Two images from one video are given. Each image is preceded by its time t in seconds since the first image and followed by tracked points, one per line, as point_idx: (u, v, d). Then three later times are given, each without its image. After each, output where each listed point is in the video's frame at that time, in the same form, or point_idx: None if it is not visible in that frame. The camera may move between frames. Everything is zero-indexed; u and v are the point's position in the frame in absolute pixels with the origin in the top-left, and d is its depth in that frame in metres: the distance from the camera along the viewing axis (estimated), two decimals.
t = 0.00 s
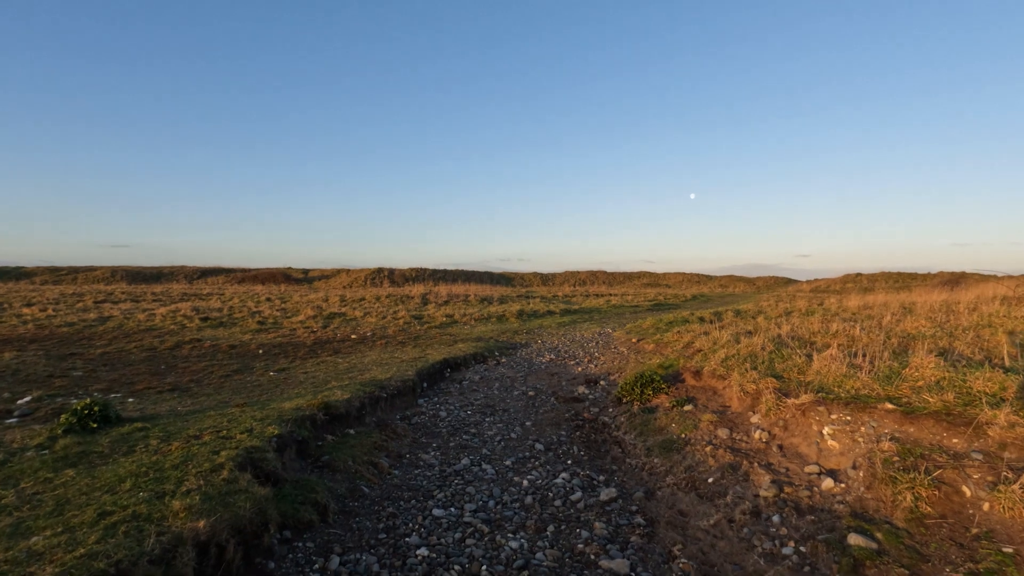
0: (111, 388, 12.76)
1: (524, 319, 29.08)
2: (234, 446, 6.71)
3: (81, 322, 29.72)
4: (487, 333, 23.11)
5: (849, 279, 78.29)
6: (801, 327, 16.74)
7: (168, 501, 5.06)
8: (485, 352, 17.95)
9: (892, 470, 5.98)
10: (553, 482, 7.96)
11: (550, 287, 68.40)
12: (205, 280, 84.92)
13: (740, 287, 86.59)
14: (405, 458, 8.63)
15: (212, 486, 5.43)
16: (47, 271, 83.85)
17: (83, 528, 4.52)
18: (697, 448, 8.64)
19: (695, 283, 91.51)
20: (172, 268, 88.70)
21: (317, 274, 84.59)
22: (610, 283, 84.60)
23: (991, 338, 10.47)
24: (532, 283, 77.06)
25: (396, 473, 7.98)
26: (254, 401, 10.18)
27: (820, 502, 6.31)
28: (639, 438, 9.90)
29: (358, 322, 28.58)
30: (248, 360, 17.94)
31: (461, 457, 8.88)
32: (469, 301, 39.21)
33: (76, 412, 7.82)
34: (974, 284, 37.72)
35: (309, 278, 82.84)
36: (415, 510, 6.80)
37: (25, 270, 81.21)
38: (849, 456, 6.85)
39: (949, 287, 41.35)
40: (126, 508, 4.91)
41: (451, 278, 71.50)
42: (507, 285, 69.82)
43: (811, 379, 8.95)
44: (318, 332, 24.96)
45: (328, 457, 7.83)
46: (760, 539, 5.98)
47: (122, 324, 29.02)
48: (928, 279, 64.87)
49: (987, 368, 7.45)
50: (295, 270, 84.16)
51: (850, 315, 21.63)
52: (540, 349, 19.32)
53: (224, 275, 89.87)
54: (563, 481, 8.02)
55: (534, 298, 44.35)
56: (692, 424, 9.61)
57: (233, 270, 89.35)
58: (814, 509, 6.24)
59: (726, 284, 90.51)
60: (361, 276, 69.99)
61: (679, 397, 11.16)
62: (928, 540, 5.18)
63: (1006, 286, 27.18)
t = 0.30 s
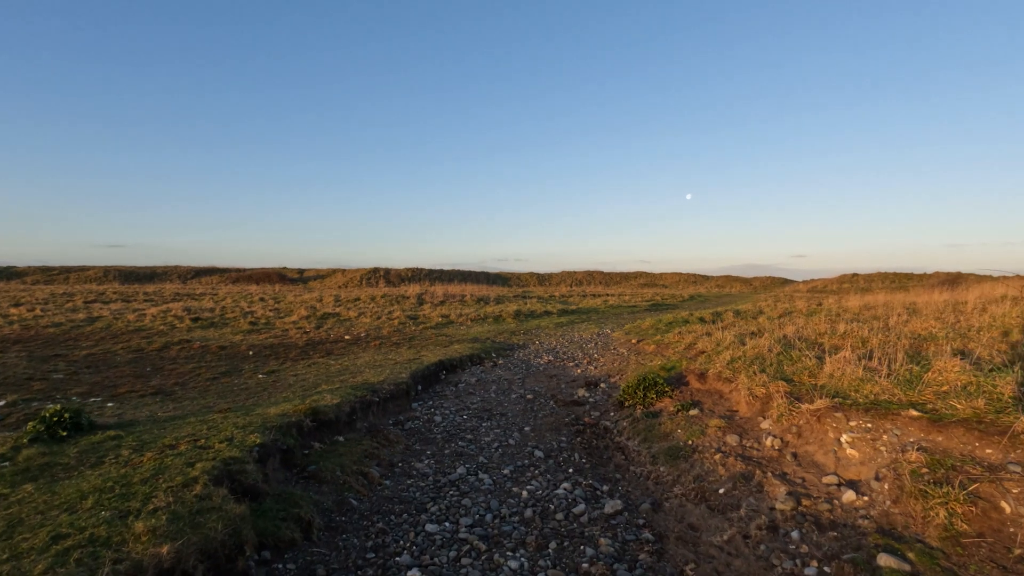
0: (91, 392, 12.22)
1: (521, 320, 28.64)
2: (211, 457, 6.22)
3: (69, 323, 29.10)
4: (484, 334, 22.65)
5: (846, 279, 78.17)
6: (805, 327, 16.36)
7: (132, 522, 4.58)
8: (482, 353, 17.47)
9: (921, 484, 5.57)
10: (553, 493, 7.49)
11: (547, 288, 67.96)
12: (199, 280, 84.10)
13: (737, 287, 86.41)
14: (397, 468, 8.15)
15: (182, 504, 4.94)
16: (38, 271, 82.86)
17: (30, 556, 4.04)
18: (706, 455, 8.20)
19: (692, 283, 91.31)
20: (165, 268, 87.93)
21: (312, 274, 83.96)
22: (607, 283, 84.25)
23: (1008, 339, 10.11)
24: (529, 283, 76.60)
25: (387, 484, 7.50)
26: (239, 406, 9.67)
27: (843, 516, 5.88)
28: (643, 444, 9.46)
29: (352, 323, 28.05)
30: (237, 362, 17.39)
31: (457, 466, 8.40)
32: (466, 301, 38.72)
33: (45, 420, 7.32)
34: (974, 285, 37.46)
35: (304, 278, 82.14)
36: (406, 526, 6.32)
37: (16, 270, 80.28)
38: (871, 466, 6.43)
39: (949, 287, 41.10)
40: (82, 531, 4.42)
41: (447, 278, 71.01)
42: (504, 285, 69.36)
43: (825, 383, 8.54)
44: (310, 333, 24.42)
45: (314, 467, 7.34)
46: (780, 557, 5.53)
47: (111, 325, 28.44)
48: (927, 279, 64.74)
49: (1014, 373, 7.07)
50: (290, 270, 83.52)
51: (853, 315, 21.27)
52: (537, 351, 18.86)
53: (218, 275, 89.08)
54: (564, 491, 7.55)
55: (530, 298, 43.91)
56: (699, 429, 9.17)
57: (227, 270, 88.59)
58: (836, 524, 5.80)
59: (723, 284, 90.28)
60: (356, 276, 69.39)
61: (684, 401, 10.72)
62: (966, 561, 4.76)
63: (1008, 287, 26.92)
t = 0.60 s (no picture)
0: (62, 396, 11.60)
1: (515, 320, 28.15)
2: (175, 471, 5.68)
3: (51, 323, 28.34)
4: (477, 334, 22.14)
5: (838, 279, 78.25)
6: (806, 328, 15.99)
7: (72, 551, 4.05)
8: (474, 354, 16.94)
9: (953, 500, 5.14)
10: (549, 506, 6.99)
11: (541, 288, 67.49)
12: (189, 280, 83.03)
13: (731, 287, 86.30)
14: (382, 479, 7.61)
15: (134, 529, 4.41)
16: (24, 270, 81.51)
17: None
18: (711, 464, 7.72)
19: (686, 284, 91.13)
20: (154, 268, 86.79)
21: (303, 275, 83.13)
22: (602, 283, 83.90)
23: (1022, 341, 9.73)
24: (523, 283, 76.12)
25: (371, 497, 6.97)
26: (215, 412, 9.10)
27: (865, 534, 5.43)
28: (644, 451, 8.99)
29: (342, 323, 27.47)
30: (220, 363, 16.75)
31: (446, 476, 7.88)
32: (459, 301, 38.19)
33: None
34: (970, 285, 37.34)
35: (295, 278, 81.24)
36: (390, 546, 5.79)
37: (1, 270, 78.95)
38: (891, 477, 6.00)
39: (944, 287, 41.00)
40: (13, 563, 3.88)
41: (441, 278, 70.42)
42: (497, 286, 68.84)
43: (836, 387, 8.12)
44: (299, 334, 23.79)
45: (291, 480, 6.80)
46: None
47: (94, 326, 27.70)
48: (919, 279, 64.88)
49: None
50: (282, 270, 82.64)
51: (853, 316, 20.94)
52: (531, 352, 18.36)
53: (209, 275, 88.02)
54: (561, 504, 7.05)
55: (525, 299, 43.44)
56: (702, 436, 8.69)
57: (218, 270, 87.56)
58: (858, 543, 5.35)
59: (716, 285, 90.12)
60: (349, 276, 68.68)
61: (685, 405, 10.25)
62: None
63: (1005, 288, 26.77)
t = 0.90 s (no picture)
0: (27, 401, 10.91)
1: (507, 318, 27.64)
2: (133, 489, 5.11)
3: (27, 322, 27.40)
4: (469, 333, 21.60)
5: (829, 277, 78.42)
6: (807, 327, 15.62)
7: None
8: (466, 354, 16.39)
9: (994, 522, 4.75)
10: (547, 521, 6.49)
11: (533, 285, 66.99)
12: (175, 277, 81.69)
13: (722, 285, 86.26)
14: (367, 491, 7.06)
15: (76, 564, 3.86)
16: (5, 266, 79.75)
17: None
18: (718, 473, 7.25)
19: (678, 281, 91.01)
20: (140, 265, 85.31)
21: (293, 272, 82.09)
22: (594, 281, 83.57)
23: None
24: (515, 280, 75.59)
25: (353, 513, 6.43)
26: (188, 418, 8.50)
27: (893, 554, 5.00)
28: (645, 458, 8.51)
29: (331, 322, 26.80)
30: (201, 364, 16.08)
31: (435, 487, 7.35)
32: (451, 299, 37.61)
33: None
34: (962, 282, 37.29)
35: (284, 275, 80.18)
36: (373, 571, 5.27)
37: None
38: (917, 490, 5.58)
39: (936, 284, 40.98)
40: None
41: (432, 275, 69.74)
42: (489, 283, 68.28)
43: (849, 390, 7.70)
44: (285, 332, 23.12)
45: (266, 494, 6.24)
46: None
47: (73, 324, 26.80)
48: (910, 276, 65.04)
49: None
50: (270, 267, 81.53)
51: (850, 313, 20.65)
52: (525, 351, 17.86)
53: (196, 272, 86.68)
54: (559, 518, 6.55)
55: (517, 296, 42.94)
56: (707, 441, 8.23)
57: (205, 267, 86.24)
58: (886, 564, 4.92)
59: (708, 282, 90.13)
60: (339, 273, 67.81)
61: (687, 408, 9.79)
62: None
63: (1001, 284, 26.58)
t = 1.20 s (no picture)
0: None
1: (501, 316, 27.10)
2: (90, 508, 4.54)
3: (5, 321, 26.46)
4: (462, 332, 21.05)
5: (822, 276, 78.54)
6: (811, 325, 15.23)
7: None
8: (460, 353, 15.83)
9: None
10: (551, 536, 5.99)
11: (526, 283, 66.48)
12: (163, 274, 80.39)
13: (715, 283, 86.14)
14: (355, 504, 6.50)
15: None
16: None
17: None
18: (733, 481, 6.76)
19: (671, 279, 90.88)
20: (127, 263, 83.91)
21: (283, 270, 81.09)
22: (587, 279, 83.23)
23: None
24: (508, 279, 75.10)
25: (340, 528, 5.89)
26: (161, 424, 7.88)
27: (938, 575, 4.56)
28: (652, 464, 8.02)
29: (320, 320, 26.11)
30: (184, 364, 15.41)
31: (429, 498, 6.81)
32: (443, 297, 37.00)
33: None
34: (957, 280, 37.14)
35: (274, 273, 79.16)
36: None
37: None
38: (958, 504, 5.15)
39: (931, 283, 40.87)
40: None
41: (424, 273, 69.05)
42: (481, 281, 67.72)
43: (871, 393, 7.26)
44: (273, 331, 22.45)
45: (243, 509, 5.68)
46: None
47: (52, 323, 25.92)
48: (902, 275, 65.21)
49: None
50: (260, 265, 80.51)
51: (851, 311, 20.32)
52: (520, 350, 17.33)
53: (184, 270, 85.45)
54: (563, 531, 6.05)
55: (510, 294, 42.41)
56: (718, 446, 7.74)
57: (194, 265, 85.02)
58: None
59: (701, 281, 90.02)
60: (330, 271, 66.94)
61: (694, 410, 9.31)
62: None
63: (998, 283, 26.40)
